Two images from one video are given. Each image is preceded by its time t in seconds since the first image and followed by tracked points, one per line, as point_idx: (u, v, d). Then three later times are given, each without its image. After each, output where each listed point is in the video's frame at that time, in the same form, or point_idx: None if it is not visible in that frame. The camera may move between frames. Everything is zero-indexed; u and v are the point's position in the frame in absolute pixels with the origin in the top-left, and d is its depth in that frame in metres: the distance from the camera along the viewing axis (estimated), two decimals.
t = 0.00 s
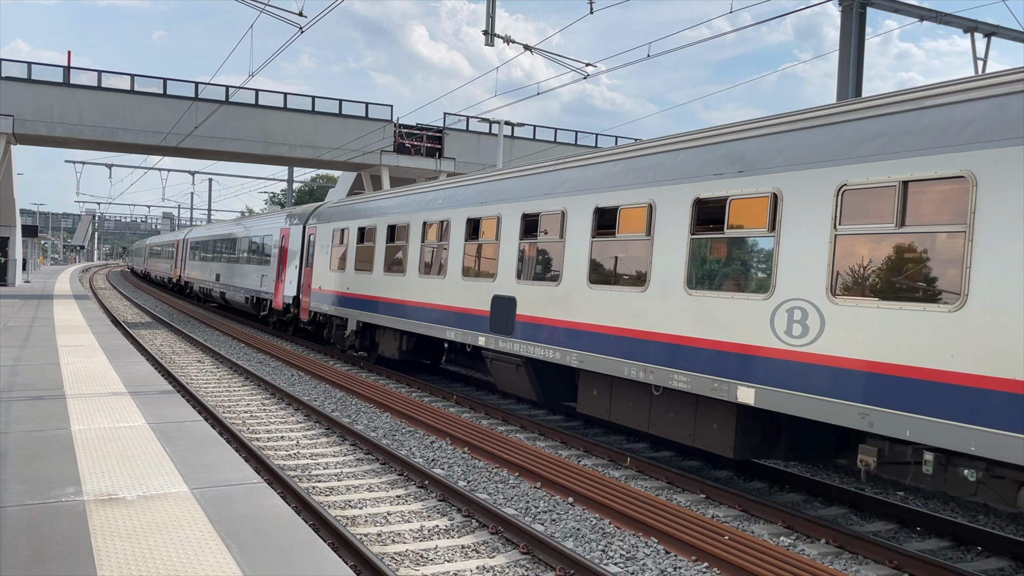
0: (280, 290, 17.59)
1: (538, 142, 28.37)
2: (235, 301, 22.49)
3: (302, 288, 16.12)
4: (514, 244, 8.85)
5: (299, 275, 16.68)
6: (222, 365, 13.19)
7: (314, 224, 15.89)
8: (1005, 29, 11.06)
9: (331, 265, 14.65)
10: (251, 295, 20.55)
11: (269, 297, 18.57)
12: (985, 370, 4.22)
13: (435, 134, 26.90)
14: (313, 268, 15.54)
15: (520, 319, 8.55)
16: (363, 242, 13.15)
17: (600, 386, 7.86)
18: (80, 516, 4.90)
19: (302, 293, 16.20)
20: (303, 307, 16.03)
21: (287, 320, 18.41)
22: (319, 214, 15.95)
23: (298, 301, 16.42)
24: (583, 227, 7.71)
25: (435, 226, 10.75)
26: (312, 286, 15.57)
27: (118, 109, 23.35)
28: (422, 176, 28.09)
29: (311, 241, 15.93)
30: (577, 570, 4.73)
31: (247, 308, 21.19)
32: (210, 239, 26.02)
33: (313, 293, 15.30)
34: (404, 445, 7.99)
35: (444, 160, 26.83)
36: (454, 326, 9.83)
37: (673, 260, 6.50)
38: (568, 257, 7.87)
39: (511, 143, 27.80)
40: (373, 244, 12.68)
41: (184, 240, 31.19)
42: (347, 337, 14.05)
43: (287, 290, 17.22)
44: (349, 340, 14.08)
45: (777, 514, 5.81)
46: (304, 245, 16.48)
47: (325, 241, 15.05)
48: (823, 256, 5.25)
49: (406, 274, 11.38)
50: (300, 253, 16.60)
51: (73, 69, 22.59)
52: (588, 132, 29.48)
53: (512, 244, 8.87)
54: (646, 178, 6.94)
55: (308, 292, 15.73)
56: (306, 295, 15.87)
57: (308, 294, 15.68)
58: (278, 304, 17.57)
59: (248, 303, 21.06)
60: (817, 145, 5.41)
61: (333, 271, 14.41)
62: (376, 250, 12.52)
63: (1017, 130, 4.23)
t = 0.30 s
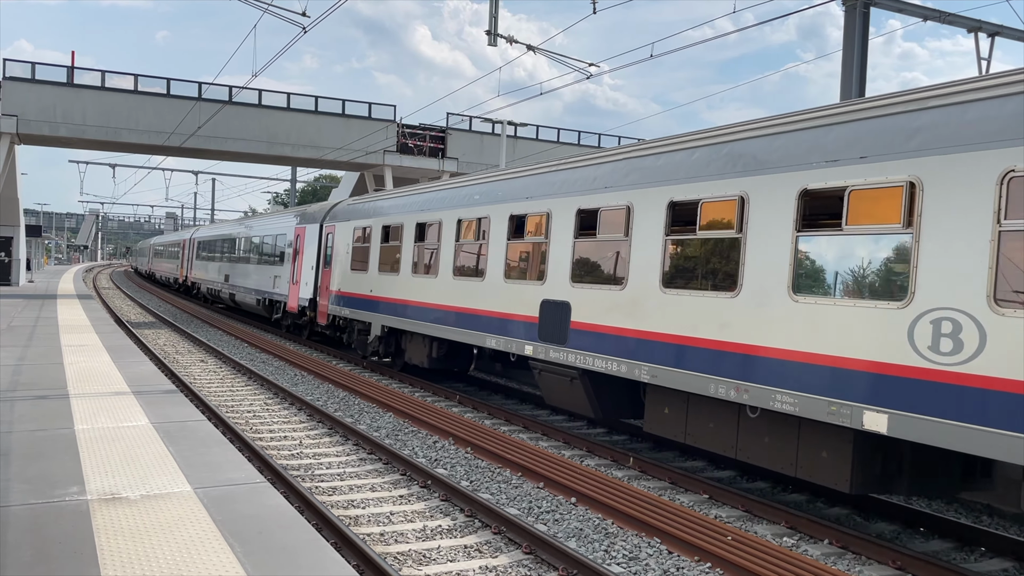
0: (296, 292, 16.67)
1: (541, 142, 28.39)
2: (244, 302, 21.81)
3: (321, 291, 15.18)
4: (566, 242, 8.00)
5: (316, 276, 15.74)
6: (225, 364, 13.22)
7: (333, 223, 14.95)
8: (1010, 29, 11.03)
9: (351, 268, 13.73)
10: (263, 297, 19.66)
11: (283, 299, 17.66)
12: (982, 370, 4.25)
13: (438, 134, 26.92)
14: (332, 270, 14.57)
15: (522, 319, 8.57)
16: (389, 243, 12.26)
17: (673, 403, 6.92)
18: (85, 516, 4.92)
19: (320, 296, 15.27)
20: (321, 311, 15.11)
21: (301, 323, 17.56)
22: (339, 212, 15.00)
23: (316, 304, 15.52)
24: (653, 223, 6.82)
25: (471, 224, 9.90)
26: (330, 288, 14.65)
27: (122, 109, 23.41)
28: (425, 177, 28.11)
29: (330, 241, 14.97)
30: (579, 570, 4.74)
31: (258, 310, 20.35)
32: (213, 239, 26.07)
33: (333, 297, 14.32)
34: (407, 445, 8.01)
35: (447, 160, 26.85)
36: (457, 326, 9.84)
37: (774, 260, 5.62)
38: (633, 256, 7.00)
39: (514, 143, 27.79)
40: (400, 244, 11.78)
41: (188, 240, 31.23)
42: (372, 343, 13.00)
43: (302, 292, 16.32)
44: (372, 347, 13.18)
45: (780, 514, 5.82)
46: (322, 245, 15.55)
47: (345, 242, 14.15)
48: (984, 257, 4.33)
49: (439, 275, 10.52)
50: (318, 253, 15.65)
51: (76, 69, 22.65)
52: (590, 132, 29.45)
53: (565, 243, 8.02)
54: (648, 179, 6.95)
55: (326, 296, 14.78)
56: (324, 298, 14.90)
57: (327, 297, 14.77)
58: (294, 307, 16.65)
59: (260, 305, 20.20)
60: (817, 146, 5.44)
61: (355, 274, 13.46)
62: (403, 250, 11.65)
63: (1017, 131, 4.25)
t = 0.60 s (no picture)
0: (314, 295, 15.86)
1: (545, 142, 28.38)
2: (255, 303, 21.13)
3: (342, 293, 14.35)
4: (631, 241, 7.09)
5: (336, 277, 14.92)
6: (229, 364, 13.25)
7: (356, 222, 14.02)
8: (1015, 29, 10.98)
9: (376, 268, 12.82)
10: (276, 299, 18.86)
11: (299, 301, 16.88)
12: (985, 370, 4.24)
13: (441, 133, 26.94)
14: (356, 270, 13.67)
15: (524, 319, 8.58)
16: (419, 242, 11.35)
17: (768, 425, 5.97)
18: (90, 515, 4.94)
19: (340, 297, 14.44)
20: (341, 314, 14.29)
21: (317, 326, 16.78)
22: (361, 210, 14.07)
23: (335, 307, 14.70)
24: (747, 222, 5.90)
25: (516, 221, 8.98)
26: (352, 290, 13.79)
27: (126, 109, 23.46)
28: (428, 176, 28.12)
29: (352, 239, 14.08)
30: (582, 570, 4.74)
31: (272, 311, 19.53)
32: (217, 239, 26.12)
33: (357, 300, 13.43)
34: (410, 445, 8.01)
35: (451, 160, 26.86)
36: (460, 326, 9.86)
37: (917, 266, 4.66)
38: (722, 257, 6.07)
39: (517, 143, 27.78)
40: (432, 243, 10.89)
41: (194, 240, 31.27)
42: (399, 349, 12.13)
43: (320, 294, 15.53)
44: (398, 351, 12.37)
45: (783, 514, 5.82)
46: (341, 246, 14.76)
47: (369, 241, 13.23)
48: None
49: (479, 277, 9.61)
50: (339, 253, 14.79)
51: (81, 69, 22.71)
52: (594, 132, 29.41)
53: (629, 242, 7.12)
54: (650, 179, 6.94)
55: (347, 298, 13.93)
56: (344, 301, 14.03)
57: (348, 298, 13.93)
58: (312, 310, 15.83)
59: (273, 308, 19.40)
60: (817, 146, 5.45)
61: (380, 275, 12.58)
62: (436, 250, 10.76)
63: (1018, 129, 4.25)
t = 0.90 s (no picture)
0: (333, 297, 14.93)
1: (549, 141, 28.42)
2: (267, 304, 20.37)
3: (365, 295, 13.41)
4: (720, 240, 6.13)
5: (358, 279, 13.99)
6: (233, 363, 13.28)
7: (380, 219, 13.03)
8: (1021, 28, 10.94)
9: (403, 268, 11.88)
10: (292, 300, 17.97)
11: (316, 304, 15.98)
12: (989, 370, 4.22)
13: (446, 133, 26.97)
14: (380, 270, 12.70)
15: (528, 318, 8.59)
16: (454, 241, 10.40)
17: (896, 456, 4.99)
18: (95, 513, 4.96)
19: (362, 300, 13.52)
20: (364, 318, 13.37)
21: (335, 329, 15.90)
22: (386, 205, 13.08)
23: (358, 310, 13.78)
24: (877, 214, 4.95)
25: (571, 217, 8.04)
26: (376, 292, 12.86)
27: (131, 109, 23.51)
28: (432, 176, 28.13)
29: (377, 239, 13.09)
30: (586, 569, 4.74)
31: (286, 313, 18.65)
32: (221, 239, 26.19)
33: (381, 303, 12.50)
34: (414, 444, 8.01)
35: (455, 160, 26.89)
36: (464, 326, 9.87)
37: None
38: (843, 256, 5.14)
39: (521, 142, 27.77)
40: (469, 241, 9.97)
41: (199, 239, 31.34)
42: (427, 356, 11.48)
43: (340, 296, 14.65)
44: (428, 359, 11.50)
45: (787, 514, 5.81)
46: (364, 245, 13.85)
47: (395, 240, 12.28)
48: None
49: (527, 279, 8.69)
50: (361, 254, 13.84)
51: (86, 68, 22.78)
52: (598, 131, 29.36)
53: (714, 243, 6.19)
54: (655, 179, 6.92)
55: (371, 301, 13.01)
56: (368, 304, 13.12)
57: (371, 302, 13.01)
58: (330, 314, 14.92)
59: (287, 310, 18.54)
60: (822, 145, 5.43)
61: (408, 276, 11.64)
62: (473, 249, 9.86)
63: None
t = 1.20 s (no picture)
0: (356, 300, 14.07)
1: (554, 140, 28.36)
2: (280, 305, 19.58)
3: (391, 298, 12.52)
4: (840, 239, 5.17)
5: (384, 280, 13.11)
6: (238, 362, 13.30)
7: (411, 216, 12.10)
8: None
9: (436, 269, 10.96)
10: (309, 302, 17.08)
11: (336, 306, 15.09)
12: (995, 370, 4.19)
13: (450, 132, 26.96)
14: (410, 271, 11.81)
15: (531, 318, 8.59)
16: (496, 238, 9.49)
17: None
18: (100, 511, 4.97)
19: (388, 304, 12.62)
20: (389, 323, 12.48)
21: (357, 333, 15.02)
22: (416, 201, 12.14)
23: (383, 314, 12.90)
24: None
25: (640, 212, 7.11)
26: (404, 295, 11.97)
27: (137, 108, 23.57)
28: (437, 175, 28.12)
29: (406, 237, 12.18)
30: (590, 569, 4.73)
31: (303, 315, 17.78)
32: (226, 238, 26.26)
33: (411, 306, 11.63)
34: (419, 443, 8.01)
35: (459, 160, 26.88)
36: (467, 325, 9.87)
37: None
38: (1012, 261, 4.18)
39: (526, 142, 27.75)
40: (514, 239, 9.06)
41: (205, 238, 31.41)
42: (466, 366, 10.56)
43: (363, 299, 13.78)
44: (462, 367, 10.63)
45: (792, 514, 5.79)
46: (390, 243, 12.93)
47: (427, 237, 11.34)
48: None
49: (584, 280, 7.77)
50: (388, 253, 12.93)
51: (92, 68, 22.85)
52: (603, 131, 29.29)
53: (831, 242, 5.23)
54: (658, 178, 6.90)
55: (398, 304, 12.15)
56: (395, 307, 12.23)
57: (399, 305, 12.14)
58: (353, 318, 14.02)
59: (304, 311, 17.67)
60: (824, 144, 5.41)
61: (442, 277, 10.74)
62: (518, 247, 8.95)
63: None
